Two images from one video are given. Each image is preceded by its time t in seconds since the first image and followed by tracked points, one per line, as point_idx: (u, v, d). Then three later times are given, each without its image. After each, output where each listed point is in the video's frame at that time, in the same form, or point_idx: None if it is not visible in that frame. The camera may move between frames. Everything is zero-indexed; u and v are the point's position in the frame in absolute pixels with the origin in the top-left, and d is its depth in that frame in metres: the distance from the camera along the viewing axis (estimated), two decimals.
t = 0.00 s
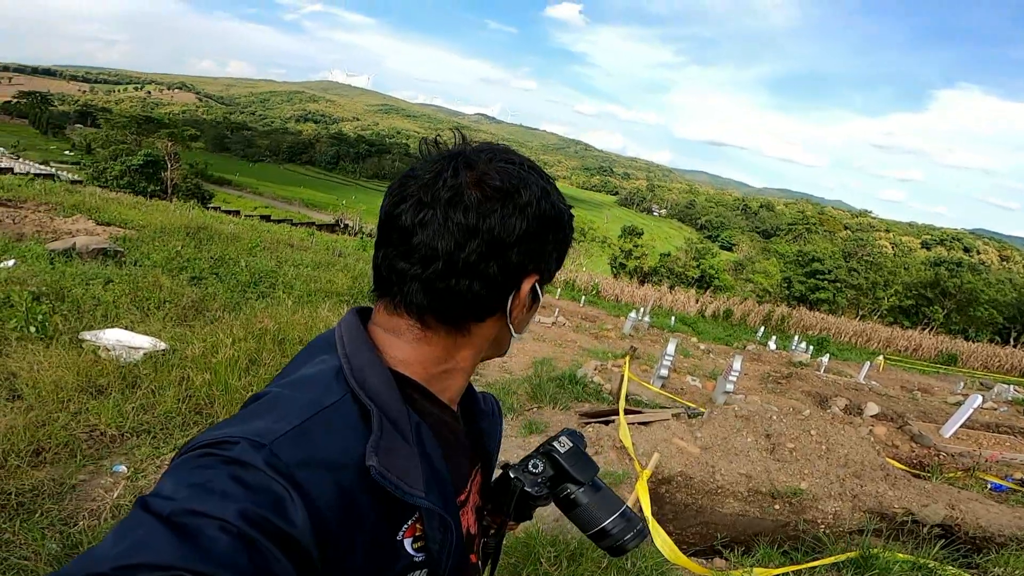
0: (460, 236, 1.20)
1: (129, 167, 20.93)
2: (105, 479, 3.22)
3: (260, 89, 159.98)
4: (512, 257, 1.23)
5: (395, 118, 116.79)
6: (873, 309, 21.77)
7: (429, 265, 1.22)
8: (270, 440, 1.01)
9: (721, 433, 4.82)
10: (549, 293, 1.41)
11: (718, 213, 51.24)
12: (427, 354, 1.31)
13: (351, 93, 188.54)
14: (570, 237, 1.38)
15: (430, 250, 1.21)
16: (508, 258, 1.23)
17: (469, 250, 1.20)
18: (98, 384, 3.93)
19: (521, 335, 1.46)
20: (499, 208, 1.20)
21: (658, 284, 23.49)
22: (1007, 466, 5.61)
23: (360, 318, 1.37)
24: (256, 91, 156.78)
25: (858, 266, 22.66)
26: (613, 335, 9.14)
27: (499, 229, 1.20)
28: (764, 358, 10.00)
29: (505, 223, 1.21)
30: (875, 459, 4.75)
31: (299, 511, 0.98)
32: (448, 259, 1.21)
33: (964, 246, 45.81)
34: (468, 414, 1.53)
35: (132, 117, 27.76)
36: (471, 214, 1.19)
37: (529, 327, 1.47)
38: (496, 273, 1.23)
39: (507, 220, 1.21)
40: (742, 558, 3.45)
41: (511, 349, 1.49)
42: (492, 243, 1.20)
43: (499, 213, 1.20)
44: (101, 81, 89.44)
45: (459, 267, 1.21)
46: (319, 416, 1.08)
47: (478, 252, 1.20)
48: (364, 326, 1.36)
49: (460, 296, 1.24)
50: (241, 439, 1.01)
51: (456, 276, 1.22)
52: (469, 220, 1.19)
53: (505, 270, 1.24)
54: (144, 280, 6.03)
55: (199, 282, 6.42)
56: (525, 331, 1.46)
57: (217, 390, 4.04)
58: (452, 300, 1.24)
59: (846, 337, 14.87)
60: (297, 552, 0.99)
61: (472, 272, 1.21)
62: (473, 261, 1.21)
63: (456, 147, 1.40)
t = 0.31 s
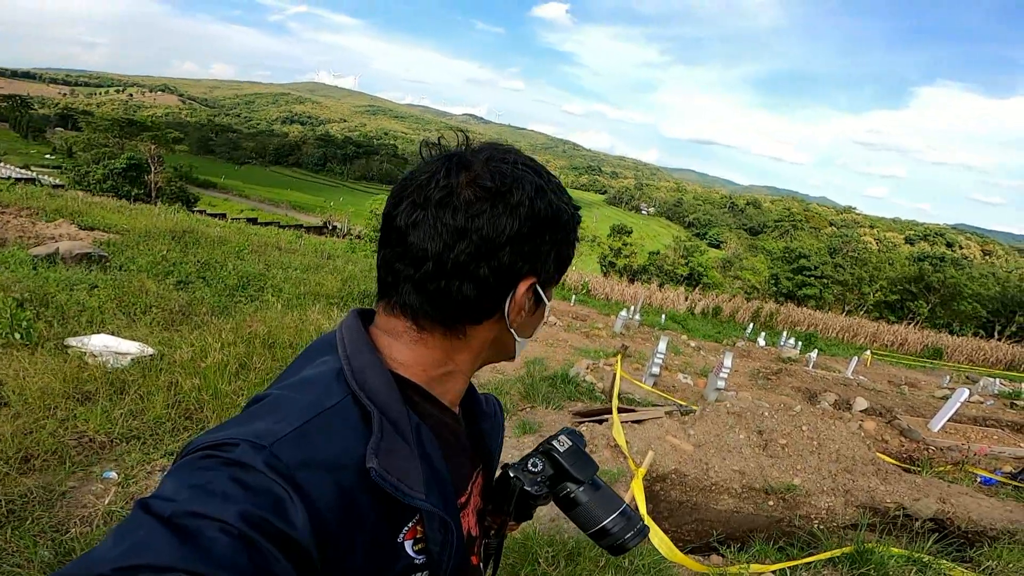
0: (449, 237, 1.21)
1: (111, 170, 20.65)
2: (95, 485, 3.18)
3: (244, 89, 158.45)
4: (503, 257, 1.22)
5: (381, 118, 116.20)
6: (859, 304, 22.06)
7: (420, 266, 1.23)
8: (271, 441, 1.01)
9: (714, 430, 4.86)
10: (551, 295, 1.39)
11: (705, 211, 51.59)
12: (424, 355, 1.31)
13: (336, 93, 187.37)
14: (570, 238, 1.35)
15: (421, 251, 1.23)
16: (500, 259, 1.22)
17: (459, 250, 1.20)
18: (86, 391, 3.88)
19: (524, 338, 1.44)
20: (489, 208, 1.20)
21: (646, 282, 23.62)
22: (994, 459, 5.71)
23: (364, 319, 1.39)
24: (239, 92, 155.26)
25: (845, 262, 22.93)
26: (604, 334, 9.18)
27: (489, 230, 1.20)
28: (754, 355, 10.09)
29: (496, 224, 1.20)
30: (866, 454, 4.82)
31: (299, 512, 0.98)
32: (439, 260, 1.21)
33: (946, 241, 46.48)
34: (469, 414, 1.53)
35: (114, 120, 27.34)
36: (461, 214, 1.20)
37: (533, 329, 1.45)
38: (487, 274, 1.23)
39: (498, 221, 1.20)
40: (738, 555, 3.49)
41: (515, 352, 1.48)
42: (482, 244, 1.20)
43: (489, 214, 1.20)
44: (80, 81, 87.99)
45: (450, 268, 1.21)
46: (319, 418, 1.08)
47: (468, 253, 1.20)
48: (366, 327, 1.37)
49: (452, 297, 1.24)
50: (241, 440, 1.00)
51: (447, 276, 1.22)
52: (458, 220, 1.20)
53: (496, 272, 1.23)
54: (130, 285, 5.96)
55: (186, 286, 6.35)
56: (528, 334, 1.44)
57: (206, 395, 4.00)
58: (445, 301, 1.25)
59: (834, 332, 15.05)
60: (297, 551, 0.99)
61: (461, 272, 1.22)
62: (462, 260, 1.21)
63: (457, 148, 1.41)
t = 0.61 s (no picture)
0: (447, 238, 1.21)
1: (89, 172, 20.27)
2: (80, 491, 3.14)
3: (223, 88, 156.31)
4: (501, 258, 1.23)
5: (364, 117, 115.35)
6: (840, 301, 22.44)
7: (418, 266, 1.25)
8: (270, 441, 1.01)
9: (702, 428, 4.93)
10: (551, 296, 1.39)
11: (689, 210, 52.07)
12: (424, 356, 1.32)
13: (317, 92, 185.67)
14: (572, 238, 1.35)
15: (419, 251, 1.24)
16: (498, 259, 1.22)
17: (456, 251, 1.21)
18: (67, 396, 3.82)
19: (526, 339, 1.45)
20: (486, 209, 1.20)
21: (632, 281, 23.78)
22: (975, 454, 5.85)
23: (365, 318, 1.41)
24: (218, 91, 153.11)
25: (825, 260, 23.32)
26: (591, 333, 9.23)
27: (486, 231, 1.20)
28: (739, 353, 10.22)
29: (493, 224, 1.20)
30: (851, 450, 4.92)
31: (299, 512, 0.99)
32: (436, 260, 1.22)
33: (923, 238, 47.42)
34: (470, 415, 1.54)
35: (90, 121, 26.82)
36: (458, 215, 1.21)
37: (536, 331, 1.45)
38: (485, 275, 1.23)
39: (495, 221, 1.20)
40: (730, 551, 3.54)
41: (518, 352, 1.49)
42: (479, 246, 1.21)
43: (487, 214, 1.20)
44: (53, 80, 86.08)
45: (448, 268, 1.22)
46: (318, 418, 1.08)
47: (465, 254, 1.21)
48: (367, 326, 1.39)
49: (450, 297, 1.25)
50: (241, 440, 1.01)
51: (445, 277, 1.23)
52: (456, 221, 1.21)
53: (493, 274, 1.24)
54: (111, 289, 5.86)
55: (169, 289, 6.27)
56: (529, 335, 1.44)
57: (192, 398, 3.95)
58: (443, 303, 1.26)
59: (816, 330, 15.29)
60: (297, 551, 0.99)
61: (457, 272, 1.23)
62: (459, 261, 1.21)
63: (458, 146, 1.41)
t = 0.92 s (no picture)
0: (444, 238, 1.22)
1: (74, 180, 20.05)
2: (74, 500, 3.10)
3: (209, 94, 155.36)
4: (498, 258, 1.23)
5: (352, 121, 115.01)
6: (829, 299, 22.66)
7: (416, 265, 1.25)
8: (270, 441, 1.01)
9: (698, 427, 4.96)
10: (552, 297, 1.39)
11: (678, 211, 52.39)
12: (424, 356, 1.33)
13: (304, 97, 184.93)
14: (573, 238, 1.34)
15: (416, 250, 1.25)
16: (495, 259, 1.23)
17: (453, 251, 1.22)
18: (58, 405, 3.78)
19: (527, 341, 1.45)
20: (483, 209, 1.21)
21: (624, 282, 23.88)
22: (968, 449, 5.93)
23: (367, 319, 1.42)
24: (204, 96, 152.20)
25: (814, 258, 23.53)
26: (585, 335, 9.27)
27: (482, 230, 1.21)
28: (732, 352, 10.29)
29: (489, 224, 1.21)
30: (846, 447, 4.97)
31: (299, 512, 0.99)
32: (432, 259, 1.23)
33: (910, 236, 48.04)
34: (473, 416, 1.55)
35: (75, 128, 26.52)
36: (454, 215, 1.21)
37: (537, 332, 1.45)
38: (482, 275, 1.24)
39: (492, 221, 1.21)
40: (730, 550, 3.56)
41: (520, 354, 1.49)
42: (476, 245, 1.21)
43: (483, 214, 1.20)
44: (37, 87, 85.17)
45: (444, 268, 1.23)
46: (319, 418, 1.08)
47: (461, 254, 1.22)
48: (368, 327, 1.40)
49: (446, 297, 1.26)
50: (241, 440, 1.01)
51: (441, 277, 1.24)
52: (452, 221, 1.21)
53: (490, 275, 1.24)
54: (99, 298, 5.79)
55: (158, 297, 6.21)
56: (531, 336, 1.44)
57: (185, 407, 3.92)
58: (440, 303, 1.27)
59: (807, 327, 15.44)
60: (297, 551, 0.99)
61: (452, 273, 1.23)
62: (455, 260, 1.22)
63: (459, 146, 1.41)
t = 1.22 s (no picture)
0: (440, 237, 1.22)
1: (64, 179, 19.88)
2: (73, 501, 3.10)
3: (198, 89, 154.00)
4: (494, 258, 1.22)
5: (344, 116, 114.32)
6: (823, 291, 22.83)
7: (413, 264, 1.26)
8: (268, 441, 1.01)
9: (695, 420, 5.00)
10: (552, 298, 1.39)
11: (672, 204, 52.50)
12: (422, 356, 1.33)
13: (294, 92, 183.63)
14: (572, 240, 1.34)
15: (413, 250, 1.25)
16: (492, 259, 1.22)
17: (449, 250, 1.22)
18: (53, 406, 3.76)
19: (527, 341, 1.45)
20: (480, 209, 1.20)
21: (618, 275, 23.94)
22: (962, 441, 5.99)
23: (367, 319, 1.43)
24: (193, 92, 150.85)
25: (808, 250, 23.68)
26: (581, 329, 9.30)
27: (479, 230, 1.20)
28: (727, 345, 10.36)
29: (486, 223, 1.20)
30: (842, 439, 5.03)
31: (297, 513, 0.99)
32: (428, 259, 1.23)
33: (902, 227, 48.35)
34: (474, 415, 1.56)
35: (64, 126, 26.24)
36: (450, 215, 1.21)
37: (538, 333, 1.45)
38: (478, 275, 1.23)
39: (488, 220, 1.20)
40: (729, 543, 3.60)
41: (521, 356, 1.49)
42: (472, 245, 1.21)
43: (479, 213, 1.20)
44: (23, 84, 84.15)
45: (440, 268, 1.23)
46: (317, 419, 1.08)
47: (457, 253, 1.21)
48: (367, 327, 1.40)
49: (442, 297, 1.26)
50: (239, 439, 1.01)
51: (438, 277, 1.24)
52: (448, 220, 1.21)
53: (487, 276, 1.24)
54: (92, 297, 5.75)
55: (152, 296, 6.18)
56: (531, 337, 1.43)
57: (182, 406, 3.91)
58: (437, 303, 1.26)
59: (801, 319, 15.54)
60: (295, 551, 1.00)
61: (449, 272, 1.23)
62: (452, 259, 1.22)
63: (459, 145, 1.42)
